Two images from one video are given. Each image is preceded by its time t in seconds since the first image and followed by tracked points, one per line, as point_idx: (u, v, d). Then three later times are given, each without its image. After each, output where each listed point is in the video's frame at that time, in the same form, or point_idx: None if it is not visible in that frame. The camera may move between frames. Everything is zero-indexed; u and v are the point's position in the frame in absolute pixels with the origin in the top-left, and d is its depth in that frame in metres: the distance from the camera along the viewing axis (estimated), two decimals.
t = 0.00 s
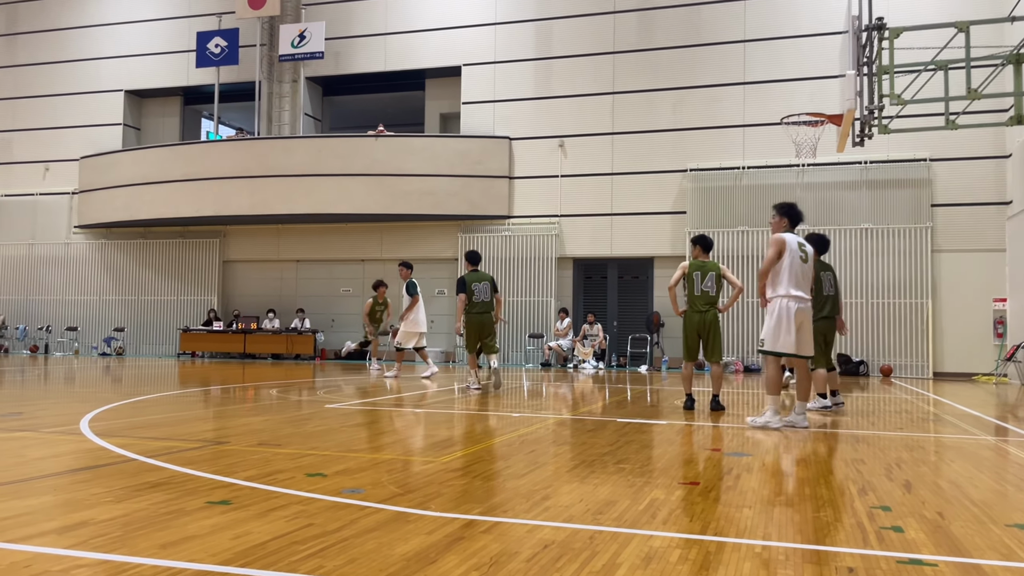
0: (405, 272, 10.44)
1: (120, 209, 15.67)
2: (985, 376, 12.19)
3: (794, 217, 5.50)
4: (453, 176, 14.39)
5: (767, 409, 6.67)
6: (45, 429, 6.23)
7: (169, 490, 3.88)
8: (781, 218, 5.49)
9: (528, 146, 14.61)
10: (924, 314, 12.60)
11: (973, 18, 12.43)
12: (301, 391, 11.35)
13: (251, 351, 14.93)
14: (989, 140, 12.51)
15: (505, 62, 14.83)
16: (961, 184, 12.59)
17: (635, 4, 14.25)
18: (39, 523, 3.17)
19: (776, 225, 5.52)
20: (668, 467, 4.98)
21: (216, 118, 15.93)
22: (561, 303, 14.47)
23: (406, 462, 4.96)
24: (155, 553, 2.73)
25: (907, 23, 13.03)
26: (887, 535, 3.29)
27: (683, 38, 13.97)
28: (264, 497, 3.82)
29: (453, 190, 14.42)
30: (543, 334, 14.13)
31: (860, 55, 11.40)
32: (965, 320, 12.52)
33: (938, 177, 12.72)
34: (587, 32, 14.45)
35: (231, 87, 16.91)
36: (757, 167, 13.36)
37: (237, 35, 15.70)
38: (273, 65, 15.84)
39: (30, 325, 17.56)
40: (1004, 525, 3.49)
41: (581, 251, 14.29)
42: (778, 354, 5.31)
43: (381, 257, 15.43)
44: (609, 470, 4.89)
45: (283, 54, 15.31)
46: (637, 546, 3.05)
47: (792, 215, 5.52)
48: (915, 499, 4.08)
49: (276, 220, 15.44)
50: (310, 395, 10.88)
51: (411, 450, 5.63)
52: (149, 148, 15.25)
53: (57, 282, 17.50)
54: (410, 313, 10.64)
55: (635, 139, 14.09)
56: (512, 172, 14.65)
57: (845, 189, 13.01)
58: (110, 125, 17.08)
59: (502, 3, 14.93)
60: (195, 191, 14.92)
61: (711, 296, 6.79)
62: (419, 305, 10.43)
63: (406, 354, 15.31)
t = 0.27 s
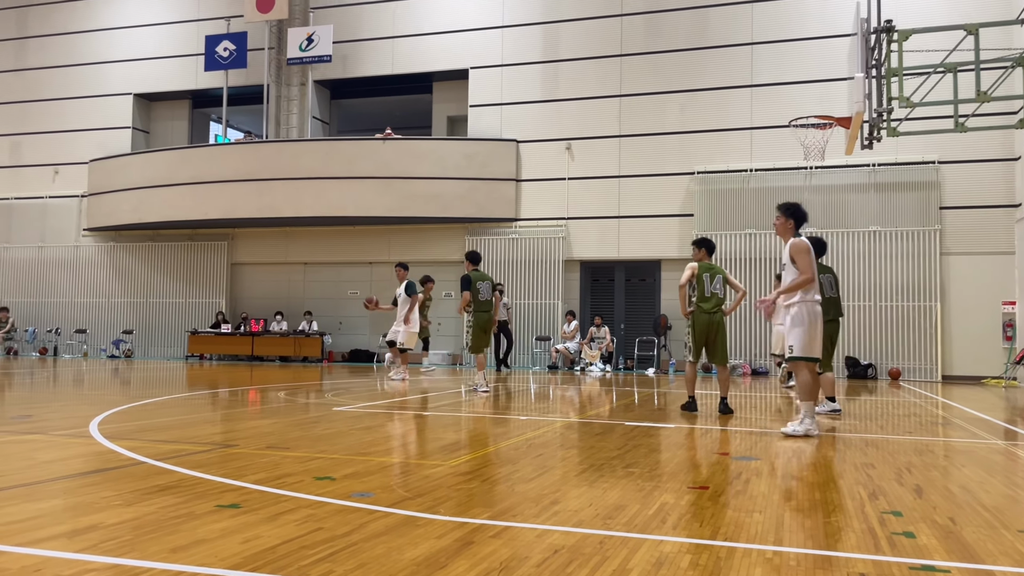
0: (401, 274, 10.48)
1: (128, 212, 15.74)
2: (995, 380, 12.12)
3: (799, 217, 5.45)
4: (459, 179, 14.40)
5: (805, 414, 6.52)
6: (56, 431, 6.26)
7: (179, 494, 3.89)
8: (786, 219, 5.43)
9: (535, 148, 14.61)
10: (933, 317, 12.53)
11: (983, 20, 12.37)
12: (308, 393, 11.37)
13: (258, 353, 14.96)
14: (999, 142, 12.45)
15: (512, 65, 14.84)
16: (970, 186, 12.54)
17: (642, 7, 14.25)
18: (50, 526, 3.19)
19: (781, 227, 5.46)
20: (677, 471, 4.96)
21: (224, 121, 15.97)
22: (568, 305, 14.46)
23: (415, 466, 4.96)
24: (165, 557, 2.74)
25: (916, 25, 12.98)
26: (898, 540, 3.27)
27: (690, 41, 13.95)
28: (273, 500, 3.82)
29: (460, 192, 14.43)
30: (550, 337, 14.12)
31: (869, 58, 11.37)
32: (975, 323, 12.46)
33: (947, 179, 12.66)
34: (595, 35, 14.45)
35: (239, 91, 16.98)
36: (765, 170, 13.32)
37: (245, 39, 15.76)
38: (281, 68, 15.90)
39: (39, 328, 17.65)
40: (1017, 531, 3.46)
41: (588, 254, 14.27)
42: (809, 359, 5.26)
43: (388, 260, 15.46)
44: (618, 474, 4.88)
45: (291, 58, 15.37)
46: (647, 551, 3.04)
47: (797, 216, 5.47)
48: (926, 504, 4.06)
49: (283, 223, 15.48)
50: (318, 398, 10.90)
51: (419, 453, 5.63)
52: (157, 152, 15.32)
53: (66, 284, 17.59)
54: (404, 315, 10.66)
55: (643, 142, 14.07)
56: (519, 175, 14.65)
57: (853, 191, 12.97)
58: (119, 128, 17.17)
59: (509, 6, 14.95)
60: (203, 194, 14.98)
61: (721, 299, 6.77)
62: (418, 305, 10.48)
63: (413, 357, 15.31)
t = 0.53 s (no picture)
0: (400, 275, 10.41)
1: (133, 215, 15.75)
2: (1002, 383, 12.05)
3: (799, 216, 5.40)
4: (464, 182, 14.36)
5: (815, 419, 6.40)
6: (60, 434, 6.23)
7: (183, 497, 3.85)
8: (787, 219, 5.38)
9: (539, 151, 14.58)
10: (940, 319, 12.45)
11: (991, 21, 12.31)
12: (313, 396, 11.34)
13: (263, 356, 14.94)
14: (1007, 144, 12.38)
15: (517, 68, 14.82)
16: (977, 188, 12.46)
17: (647, 9, 14.23)
18: (54, 529, 3.15)
19: (782, 228, 5.41)
20: (685, 475, 4.91)
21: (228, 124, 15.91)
22: (573, 308, 14.41)
23: (421, 469, 4.92)
24: (170, 561, 2.70)
25: (924, 27, 12.92)
26: (911, 544, 3.21)
27: (696, 43, 13.92)
28: (278, 504, 3.78)
29: (464, 195, 14.39)
30: (555, 340, 14.07)
31: (876, 59, 11.33)
32: (982, 326, 12.38)
33: (953, 181, 12.58)
34: (600, 37, 14.43)
35: (244, 94, 16.99)
36: (771, 172, 13.27)
37: (250, 42, 15.77)
38: (286, 71, 15.90)
39: (43, 331, 17.66)
40: None
41: (593, 257, 14.22)
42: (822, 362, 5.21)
43: (392, 263, 15.43)
44: (625, 477, 4.83)
45: (296, 61, 15.35)
46: (656, 556, 2.99)
47: (796, 214, 5.42)
48: (938, 508, 4.00)
49: (287, 226, 15.47)
50: (323, 401, 10.86)
51: (425, 456, 5.59)
52: (163, 155, 15.33)
53: (70, 288, 17.60)
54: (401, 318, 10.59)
55: (648, 144, 14.03)
56: (524, 177, 14.62)
57: (860, 194, 12.90)
58: (124, 132, 17.20)
59: (514, 9, 14.94)
60: (208, 197, 14.97)
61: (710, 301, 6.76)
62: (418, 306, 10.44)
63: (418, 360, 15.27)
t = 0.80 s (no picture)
0: (399, 279, 10.40)
1: (136, 219, 15.80)
2: (1003, 387, 12.05)
3: (791, 219, 5.40)
4: (465, 186, 14.39)
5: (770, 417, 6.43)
6: (63, 439, 6.26)
7: (186, 503, 3.87)
8: (780, 223, 5.37)
9: (541, 156, 14.60)
10: (942, 323, 12.45)
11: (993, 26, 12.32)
12: (315, 401, 11.36)
13: (265, 360, 14.97)
14: (1008, 148, 12.38)
15: (519, 73, 14.85)
16: (978, 192, 12.47)
17: (649, 15, 14.25)
18: (57, 536, 3.18)
19: (774, 231, 5.40)
20: (686, 481, 4.93)
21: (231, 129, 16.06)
22: (575, 312, 14.42)
23: (422, 475, 4.94)
24: (172, 569, 2.72)
25: (925, 32, 12.93)
26: (913, 552, 3.22)
27: (697, 48, 13.94)
28: (280, 510, 3.81)
29: (466, 199, 14.41)
30: (557, 344, 14.08)
31: (877, 64, 11.34)
32: (983, 330, 12.39)
33: (955, 186, 12.59)
34: (601, 42, 14.46)
35: (246, 98, 17.04)
36: (773, 176, 13.28)
37: (253, 47, 15.84)
38: (289, 76, 15.87)
39: (46, 334, 17.70)
40: None
41: (595, 261, 14.23)
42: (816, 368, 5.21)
43: (394, 266, 15.46)
44: (626, 483, 4.84)
45: (298, 66, 15.48)
46: (657, 563, 3.00)
47: (789, 218, 5.42)
48: (940, 515, 4.01)
49: (289, 230, 15.51)
50: (325, 405, 10.88)
51: (426, 462, 5.61)
52: (165, 159, 15.38)
53: (73, 291, 17.64)
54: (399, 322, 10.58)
55: (650, 149, 14.05)
56: (526, 181, 14.64)
57: (861, 199, 12.92)
58: (127, 136, 17.25)
59: (516, 14, 14.98)
60: (210, 201, 15.02)
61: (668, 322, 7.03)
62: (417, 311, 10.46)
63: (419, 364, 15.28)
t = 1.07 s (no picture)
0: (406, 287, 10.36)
1: (136, 225, 15.79)
2: (1005, 394, 12.02)
3: (769, 226, 5.39)
4: (466, 192, 14.39)
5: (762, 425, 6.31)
6: (62, 447, 6.24)
7: (186, 512, 3.86)
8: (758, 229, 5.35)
9: (541, 161, 14.60)
10: (943, 330, 12.43)
11: (993, 32, 12.33)
12: (314, 407, 11.33)
13: (265, 366, 14.95)
14: (1008, 154, 12.37)
15: (519, 79, 14.86)
16: (979, 198, 12.46)
17: (649, 21, 14.27)
18: (57, 546, 3.16)
19: (751, 237, 5.39)
20: (686, 489, 4.91)
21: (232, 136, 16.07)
22: (576, 318, 14.41)
23: (422, 484, 4.91)
24: None
25: (925, 38, 12.94)
26: (915, 563, 3.20)
27: (697, 54, 13.96)
28: (280, 520, 3.78)
29: (467, 205, 14.40)
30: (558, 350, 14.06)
31: (877, 70, 11.36)
32: (985, 336, 12.36)
33: (955, 192, 12.58)
34: (601, 48, 14.47)
35: (246, 104, 17.06)
36: (773, 183, 13.28)
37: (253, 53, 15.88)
38: (290, 82, 16.00)
39: (47, 340, 17.69)
40: None
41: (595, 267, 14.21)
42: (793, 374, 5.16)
43: (394, 272, 15.45)
44: (627, 492, 4.82)
45: (299, 72, 15.44)
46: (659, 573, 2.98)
47: (766, 225, 5.42)
48: (941, 524, 3.98)
49: (289, 236, 15.50)
50: (325, 412, 10.85)
51: (427, 471, 5.58)
52: (166, 165, 15.38)
53: (74, 297, 17.63)
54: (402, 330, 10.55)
55: (650, 155, 14.05)
56: (526, 187, 14.64)
57: (861, 205, 12.91)
58: (127, 142, 17.26)
59: (516, 20, 15.00)
60: (210, 207, 15.01)
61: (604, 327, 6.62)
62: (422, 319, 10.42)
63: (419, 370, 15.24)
